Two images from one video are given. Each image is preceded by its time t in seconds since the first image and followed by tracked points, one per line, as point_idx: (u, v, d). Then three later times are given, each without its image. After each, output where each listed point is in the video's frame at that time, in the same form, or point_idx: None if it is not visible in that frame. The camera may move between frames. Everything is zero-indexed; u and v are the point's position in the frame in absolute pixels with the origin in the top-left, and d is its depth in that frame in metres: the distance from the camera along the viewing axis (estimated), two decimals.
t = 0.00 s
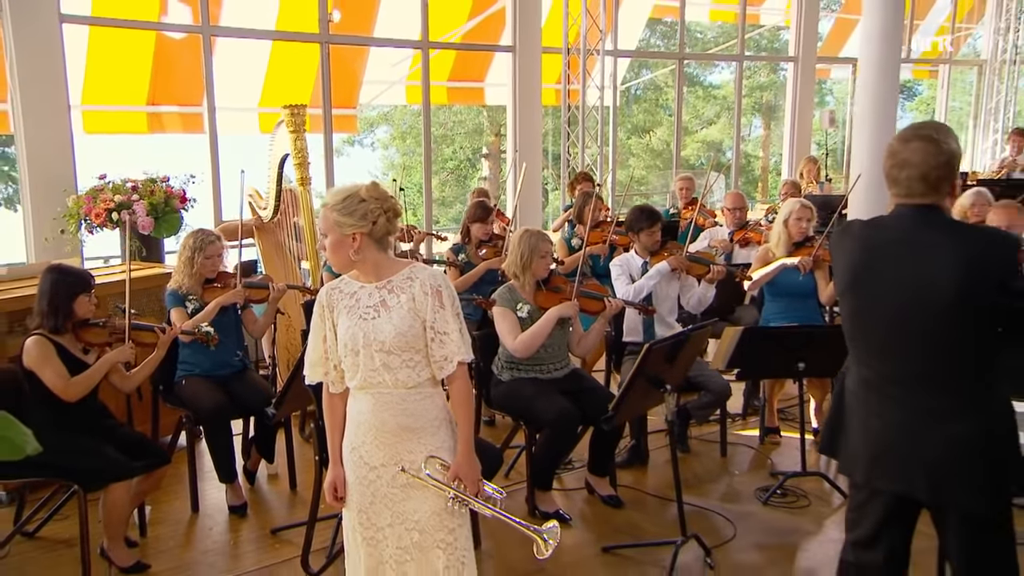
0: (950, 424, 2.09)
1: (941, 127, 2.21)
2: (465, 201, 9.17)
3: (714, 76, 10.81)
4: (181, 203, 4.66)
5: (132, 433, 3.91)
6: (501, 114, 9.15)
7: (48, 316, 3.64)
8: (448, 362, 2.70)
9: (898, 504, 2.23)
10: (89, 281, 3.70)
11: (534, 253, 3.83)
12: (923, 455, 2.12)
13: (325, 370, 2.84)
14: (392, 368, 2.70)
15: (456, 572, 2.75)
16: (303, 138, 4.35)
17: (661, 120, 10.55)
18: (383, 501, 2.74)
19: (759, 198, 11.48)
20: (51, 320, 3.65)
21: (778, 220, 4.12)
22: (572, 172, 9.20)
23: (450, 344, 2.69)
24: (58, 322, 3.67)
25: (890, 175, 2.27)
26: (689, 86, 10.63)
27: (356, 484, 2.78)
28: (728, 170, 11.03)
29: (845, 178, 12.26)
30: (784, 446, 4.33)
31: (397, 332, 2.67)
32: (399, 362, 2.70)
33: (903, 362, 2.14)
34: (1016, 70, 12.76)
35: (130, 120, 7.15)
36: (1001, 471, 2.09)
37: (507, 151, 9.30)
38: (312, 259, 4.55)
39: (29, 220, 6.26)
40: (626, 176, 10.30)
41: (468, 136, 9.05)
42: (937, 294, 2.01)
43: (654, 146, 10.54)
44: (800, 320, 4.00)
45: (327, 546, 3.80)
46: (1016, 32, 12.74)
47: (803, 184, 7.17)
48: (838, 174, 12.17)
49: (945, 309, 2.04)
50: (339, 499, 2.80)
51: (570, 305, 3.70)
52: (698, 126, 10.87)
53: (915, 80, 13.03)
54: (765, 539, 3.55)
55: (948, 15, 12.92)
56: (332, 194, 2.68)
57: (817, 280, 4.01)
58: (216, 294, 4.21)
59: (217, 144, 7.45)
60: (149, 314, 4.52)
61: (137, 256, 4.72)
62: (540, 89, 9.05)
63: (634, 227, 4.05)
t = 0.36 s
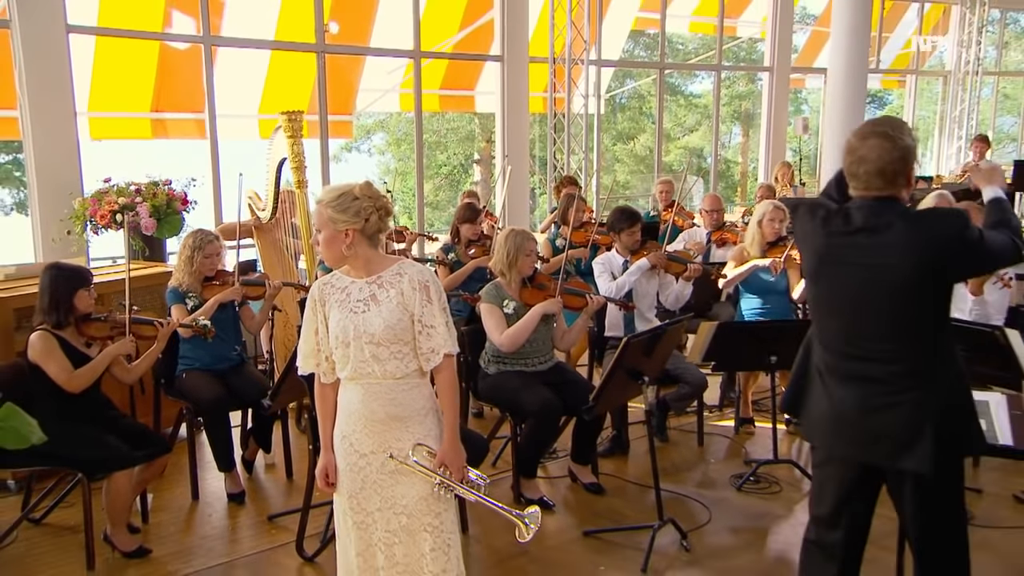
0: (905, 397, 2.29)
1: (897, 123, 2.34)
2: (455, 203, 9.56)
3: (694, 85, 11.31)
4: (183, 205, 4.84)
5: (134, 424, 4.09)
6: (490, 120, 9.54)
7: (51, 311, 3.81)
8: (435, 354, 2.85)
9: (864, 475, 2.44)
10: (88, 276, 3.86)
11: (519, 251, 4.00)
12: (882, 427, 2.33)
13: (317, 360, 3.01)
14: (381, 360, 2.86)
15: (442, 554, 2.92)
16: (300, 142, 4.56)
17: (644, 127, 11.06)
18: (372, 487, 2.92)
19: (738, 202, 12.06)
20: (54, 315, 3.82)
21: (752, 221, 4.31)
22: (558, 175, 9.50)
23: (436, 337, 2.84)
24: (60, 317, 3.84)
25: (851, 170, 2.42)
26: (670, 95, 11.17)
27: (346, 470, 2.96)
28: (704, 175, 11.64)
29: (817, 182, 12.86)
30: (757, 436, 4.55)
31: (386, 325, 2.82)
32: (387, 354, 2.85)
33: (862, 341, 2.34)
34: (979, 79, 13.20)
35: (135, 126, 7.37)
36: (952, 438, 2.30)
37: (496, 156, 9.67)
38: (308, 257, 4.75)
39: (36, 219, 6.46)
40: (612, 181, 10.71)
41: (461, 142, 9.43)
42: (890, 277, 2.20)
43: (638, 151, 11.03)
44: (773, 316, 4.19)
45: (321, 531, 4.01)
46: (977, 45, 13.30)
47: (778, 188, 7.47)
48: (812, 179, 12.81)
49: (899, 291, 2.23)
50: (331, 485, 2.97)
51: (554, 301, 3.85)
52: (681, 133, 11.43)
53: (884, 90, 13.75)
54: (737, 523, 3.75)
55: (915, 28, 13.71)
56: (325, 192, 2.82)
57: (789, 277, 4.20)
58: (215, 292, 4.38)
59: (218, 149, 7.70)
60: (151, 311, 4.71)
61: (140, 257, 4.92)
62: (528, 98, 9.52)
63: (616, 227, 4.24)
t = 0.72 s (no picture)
0: (867, 388, 2.50)
1: (855, 130, 2.53)
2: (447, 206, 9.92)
3: (676, 93, 11.88)
4: (183, 207, 5.04)
5: (135, 415, 4.27)
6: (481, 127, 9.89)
7: (52, 308, 4.01)
8: (422, 347, 3.01)
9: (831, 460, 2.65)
10: (86, 274, 4.04)
11: (506, 250, 4.13)
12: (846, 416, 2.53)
13: (309, 353, 3.17)
14: (370, 353, 3.01)
15: (428, 538, 3.11)
16: (296, 146, 4.74)
17: (630, 134, 11.54)
18: (362, 474, 3.09)
19: (717, 205, 12.61)
20: (55, 312, 4.01)
21: (727, 222, 4.51)
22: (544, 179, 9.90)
23: (423, 331, 2.99)
24: (61, 313, 4.03)
25: (814, 173, 2.62)
26: (653, 103, 11.67)
27: (337, 458, 3.13)
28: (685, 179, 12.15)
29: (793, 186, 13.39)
30: (733, 427, 4.75)
31: (374, 319, 2.97)
32: (376, 347, 3.01)
33: (827, 337, 2.54)
34: (944, 88, 13.88)
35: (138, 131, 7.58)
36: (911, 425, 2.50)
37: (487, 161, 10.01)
38: (304, 257, 4.95)
39: (43, 220, 6.67)
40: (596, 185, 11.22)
41: (452, 148, 9.75)
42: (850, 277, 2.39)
43: (623, 157, 11.54)
44: (747, 312, 4.39)
45: (314, 518, 4.20)
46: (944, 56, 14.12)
47: (754, 192, 7.77)
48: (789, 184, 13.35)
49: (858, 290, 2.43)
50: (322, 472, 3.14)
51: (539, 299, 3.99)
52: (665, 140, 11.94)
53: (857, 99, 14.26)
54: (711, 509, 3.95)
55: (884, 41, 14.21)
56: (320, 192, 2.93)
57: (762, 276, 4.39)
58: (214, 290, 4.57)
59: (218, 155, 7.95)
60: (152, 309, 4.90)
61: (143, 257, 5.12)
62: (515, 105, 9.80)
63: (598, 227, 4.43)
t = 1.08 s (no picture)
0: (830, 376, 2.66)
1: (816, 134, 2.70)
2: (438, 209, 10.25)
3: (657, 101, 12.31)
4: (184, 210, 5.24)
5: (136, 408, 4.47)
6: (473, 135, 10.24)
7: (56, 305, 4.19)
8: (410, 342, 3.14)
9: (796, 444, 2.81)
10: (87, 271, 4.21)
11: (492, 249, 4.27)
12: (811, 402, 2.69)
13: (301, 348, 3.30)
14: (361, 347, 3.14)
15: (415, 523, 3.23)
16: (292, 151, 4.94)
17: (615, 140, 11.95)
18: (352, 462, 3.21)
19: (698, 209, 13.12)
20: (59, 308, 4.20)
21: (705, 223, 4.69)
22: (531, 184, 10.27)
23: (411, 325, 3.13)
24: (64, 310, 4.21)
25: (778, 174, 2.78)
26: (637, 112, 12.13)
27: (329, 447, 3.24)
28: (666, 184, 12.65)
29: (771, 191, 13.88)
30: (710, 419, 4.95)
31: (364, 315, 3.10)
32: (366, 341, 3.13)
33: (793, 329, 2.69)
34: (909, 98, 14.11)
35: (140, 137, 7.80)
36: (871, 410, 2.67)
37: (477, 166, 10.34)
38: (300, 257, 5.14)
39: (49, 222, 6.89)
40: (583, 190, 11.66)
41: (445, 153, 10.06)
42: (815, 272, 2.54)
43: (609, 162, 11.97)
44: (723, 309, 4.57)
45: (308, 506, 4.39)
46: (908, 67, 14.37)
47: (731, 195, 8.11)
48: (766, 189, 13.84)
49: (823, 285, 2.58)
50: (314, 460, 3.26)
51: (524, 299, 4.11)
52: (649, 146, 12.43)
53: (830, 108, 14.82)
54: (688, 496, 4.14)
55: (855, 54, 14.68)
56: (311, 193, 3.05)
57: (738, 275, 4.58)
58: (212, 288, 4.75)
59: (217, 161, 8.18)
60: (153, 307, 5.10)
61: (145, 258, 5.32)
62: (503, 112, 10.12)
63: (580, 228, 4.62)
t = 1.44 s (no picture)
0: (796, 368, 2.81)
1: (778, 140, 2.87)
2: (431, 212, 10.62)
3: (641, 109, 12.79)
4: (184, 213, 5.46)
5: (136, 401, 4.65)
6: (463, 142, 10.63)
7: (59, 303, 4.36)
8: (398, 337, 3.17)
9: (764, 432, 2.95)
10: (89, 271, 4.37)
11: (478, 249, 4.43)
12: (779, 393, 2.83)
13: (294, 343, 3.31)
14: (350, 341, 3.17)
15: (404, 509, 3.29)
16: (288, 155, 5.13)
17: (600, 147, 12.38)
18: (343, 452, 3.26)
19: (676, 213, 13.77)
20: (62, 306, 4.36)
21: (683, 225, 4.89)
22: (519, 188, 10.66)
23: (400, 321, 3.16)
24: (68, 308, 4.37)
25: (744, 178, 2.94)
26: (621, 120, 12.64)
27: (319, 437, 3.29)
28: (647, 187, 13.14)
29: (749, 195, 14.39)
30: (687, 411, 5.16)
31: (354, 311, 3.13)
32: (355, 337, 3.17)
33: (760, 325, 2.84)
34: (879, 107, 14.65)
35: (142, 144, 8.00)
36: (836, 401, 2.82)
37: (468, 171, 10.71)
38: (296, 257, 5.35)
39: (55, 224, 7.10)
40: (570, 194, 12.12)
41: (437, 157, 10.40)
42: (780, 271, 2.69)
43: (594, 167, 12.39)
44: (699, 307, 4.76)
45: (302, 495, 4.59)
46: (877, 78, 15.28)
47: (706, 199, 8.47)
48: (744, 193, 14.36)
49: (787, 283, 2.73)
50: (305, 451, 3.30)
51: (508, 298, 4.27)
52: (633, 152, 12.97)
53: (806, 116, 15.62)
54: (665, 484, 4.34)
55: (826, 65, 15.44)
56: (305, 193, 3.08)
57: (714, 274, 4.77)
58: (210, 288, 4.95)
59: (216, 167, 8.42)
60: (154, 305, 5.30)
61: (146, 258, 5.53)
62: (491, 121, 10.49)
63: (563, 229, 4.80)
